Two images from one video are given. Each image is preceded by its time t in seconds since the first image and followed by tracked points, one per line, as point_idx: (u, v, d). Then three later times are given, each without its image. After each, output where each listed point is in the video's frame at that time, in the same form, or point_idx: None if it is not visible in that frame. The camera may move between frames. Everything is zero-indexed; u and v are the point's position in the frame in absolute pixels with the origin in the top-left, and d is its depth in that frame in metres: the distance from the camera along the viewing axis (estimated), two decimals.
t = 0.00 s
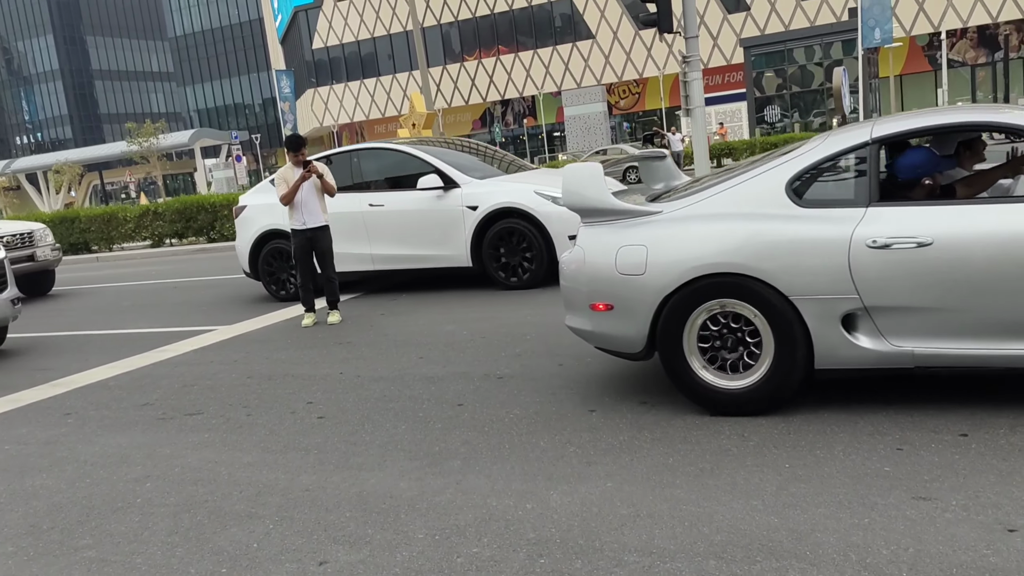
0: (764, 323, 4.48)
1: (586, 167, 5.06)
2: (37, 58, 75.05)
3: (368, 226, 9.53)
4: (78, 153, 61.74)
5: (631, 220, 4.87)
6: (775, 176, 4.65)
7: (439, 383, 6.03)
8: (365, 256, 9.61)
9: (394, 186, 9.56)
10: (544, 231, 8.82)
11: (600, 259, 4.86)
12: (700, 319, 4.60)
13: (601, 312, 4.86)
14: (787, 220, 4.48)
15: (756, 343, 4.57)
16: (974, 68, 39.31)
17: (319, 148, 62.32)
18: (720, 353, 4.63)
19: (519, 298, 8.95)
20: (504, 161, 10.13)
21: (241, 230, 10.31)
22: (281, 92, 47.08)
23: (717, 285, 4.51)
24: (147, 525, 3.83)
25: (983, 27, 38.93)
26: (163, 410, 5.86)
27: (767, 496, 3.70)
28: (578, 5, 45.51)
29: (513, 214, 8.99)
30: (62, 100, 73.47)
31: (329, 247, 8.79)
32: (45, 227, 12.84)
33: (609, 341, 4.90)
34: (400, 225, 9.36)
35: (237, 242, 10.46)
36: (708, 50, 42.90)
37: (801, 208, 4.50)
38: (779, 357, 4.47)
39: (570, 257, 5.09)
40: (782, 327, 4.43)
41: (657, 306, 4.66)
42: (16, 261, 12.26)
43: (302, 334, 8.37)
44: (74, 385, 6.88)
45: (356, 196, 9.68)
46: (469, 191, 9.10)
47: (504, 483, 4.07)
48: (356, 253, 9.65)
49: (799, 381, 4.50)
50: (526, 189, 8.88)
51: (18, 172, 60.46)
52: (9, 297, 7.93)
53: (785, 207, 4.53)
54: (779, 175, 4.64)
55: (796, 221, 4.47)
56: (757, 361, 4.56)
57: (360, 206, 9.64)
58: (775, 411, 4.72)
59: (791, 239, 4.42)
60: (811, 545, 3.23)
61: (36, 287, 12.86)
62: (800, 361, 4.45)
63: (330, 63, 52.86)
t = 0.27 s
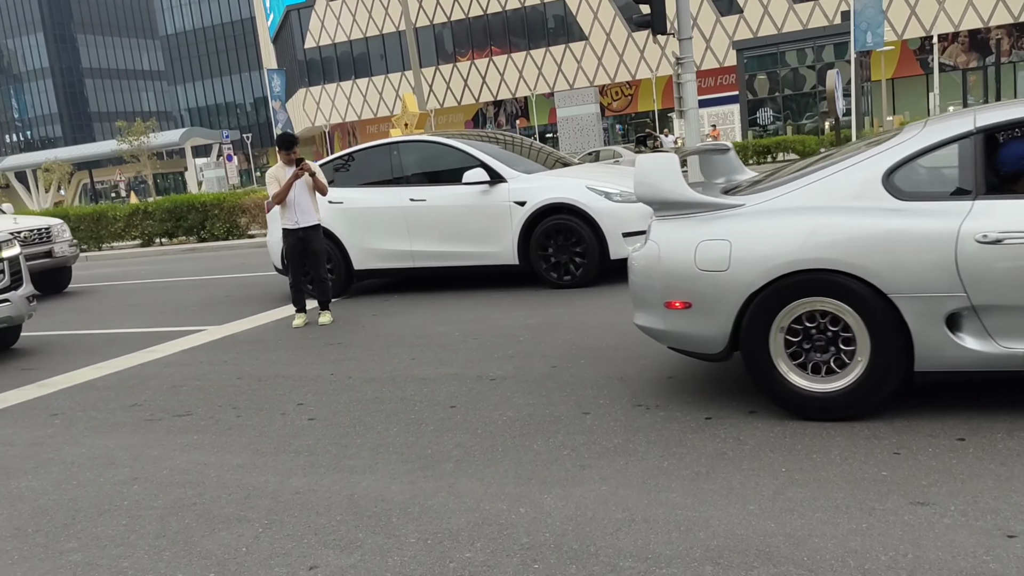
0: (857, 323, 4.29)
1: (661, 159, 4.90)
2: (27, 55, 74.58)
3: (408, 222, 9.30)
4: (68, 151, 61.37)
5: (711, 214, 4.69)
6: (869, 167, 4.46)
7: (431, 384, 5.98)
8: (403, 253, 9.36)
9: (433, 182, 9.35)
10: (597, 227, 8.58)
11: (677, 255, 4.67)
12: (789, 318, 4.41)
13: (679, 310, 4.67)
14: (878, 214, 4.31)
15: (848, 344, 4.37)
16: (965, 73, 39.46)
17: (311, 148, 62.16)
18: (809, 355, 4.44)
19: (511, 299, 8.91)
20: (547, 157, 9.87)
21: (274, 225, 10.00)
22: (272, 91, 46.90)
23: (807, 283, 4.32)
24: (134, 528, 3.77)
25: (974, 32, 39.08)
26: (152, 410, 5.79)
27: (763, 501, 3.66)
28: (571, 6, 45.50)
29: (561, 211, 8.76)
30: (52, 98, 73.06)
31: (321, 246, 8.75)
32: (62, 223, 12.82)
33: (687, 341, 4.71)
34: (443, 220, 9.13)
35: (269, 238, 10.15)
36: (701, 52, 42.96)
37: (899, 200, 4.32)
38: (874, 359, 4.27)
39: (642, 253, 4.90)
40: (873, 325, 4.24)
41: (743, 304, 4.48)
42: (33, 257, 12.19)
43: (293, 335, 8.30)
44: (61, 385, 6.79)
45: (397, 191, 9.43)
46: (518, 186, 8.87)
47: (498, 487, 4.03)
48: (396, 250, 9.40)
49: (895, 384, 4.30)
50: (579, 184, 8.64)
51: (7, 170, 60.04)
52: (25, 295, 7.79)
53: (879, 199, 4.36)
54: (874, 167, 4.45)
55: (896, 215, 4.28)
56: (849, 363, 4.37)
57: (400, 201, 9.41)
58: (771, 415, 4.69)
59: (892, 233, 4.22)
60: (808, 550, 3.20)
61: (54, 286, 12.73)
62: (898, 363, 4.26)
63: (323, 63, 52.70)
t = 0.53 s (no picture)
0: (968, 324, 4.07)
1: (750, 151, 4.78)
2: (26, 56, 74.51)
3: (455, 219, 9.07)
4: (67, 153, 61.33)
5: (804, 208, 4.51)
6: (978, 158, 4.23)
7: (429, 387, 5.95)
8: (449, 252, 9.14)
9: (477, 177, 9.11)
10: (654, 224, 8.34)
11: (769, 251, 4.50)
12: (893, 318, 4.21)
13: (769, 309, 4.53)
14: (985, 208, 4.08)
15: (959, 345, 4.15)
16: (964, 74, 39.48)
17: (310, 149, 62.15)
18: (916, 357, 4.23)
19: (510, 302, 8.88)
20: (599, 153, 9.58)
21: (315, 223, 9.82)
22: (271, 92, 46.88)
23: (912, 281, 4.11)
24: (128, 533, 3.73)
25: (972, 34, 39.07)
26: (148, 413, 5.76)
27: (763, 506, 3.63)
28: (570, 8, 45.49)
29: (614, 208, 8.52)
30: (52, 100, 73.07)
31: (320, 248, 8.73)
32: (90, 223, 12.76)
33: (780, 341, 4.56)
34: (492, 217, 8.89)
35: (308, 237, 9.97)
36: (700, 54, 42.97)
37: (1014, 193, 4.08)
38: (989, 361, 4.05)
39: (728, 248, 4.73)
40: (984, 327, 4.02)
41: (842, 304, 4.30)
42: (63, 256, 12.14)
43: (289, 337, 8.27)
44: (57, 388, 6.75)
45: (442, 188, 9.21)
46: (571, 181, 8.60)
47: (495, 491, 3.99)
48: (441, 248, 9.20)
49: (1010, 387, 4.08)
50: (635, 180, 8.40)
51: (6, 172, 60.04)
52: (53, 294, 7.71)
53: (990, 190, 4.13)
54: (985, 157, 4.21)
55: (1009, 208, 4.04)
56: (960, 364, 4.15)
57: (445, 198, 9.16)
58: (771, 419, 4.66)
59: (1007, 229, 3.98)
60: (807, 556, 3.17)
61: (81, 285, 12.69)
62: (1013, 365, 4.03)
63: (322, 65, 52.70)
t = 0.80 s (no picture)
0: None
1: (861, 144, 4.55)
2: (41, 63, 75.07)
3: (511, 220, 8.88)
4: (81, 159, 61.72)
5: (923, 205, 4.20)
6: None
7: (437, 394, 5.92)
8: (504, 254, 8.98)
9: (531, 176, 8.91)
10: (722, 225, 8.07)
11: (886, 251, 4.19)
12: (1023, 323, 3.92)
13: (883, 312, 4.24)
14: None
15: None
16: (978, 77, 39.29)
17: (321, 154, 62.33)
18: None
19: (519, 307, 8.84)
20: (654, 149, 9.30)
21: (364, 225, 9.71)
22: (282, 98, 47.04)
23: None
24: (132, 542, 3.71)
25: (986, 36, 38.79)
26: (155, 420, 5.75)
27: (773, 517, 3.57)
28: (581, 12, 45.44)
29: (678, 207, 8.26)
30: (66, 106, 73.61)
31: (329, 254, 8.71)
32: (130, 225, 12.72)
33: (895, 346, 4.27)
34: (550, 219, 8.69)
35: (356, 239, 9.85)
36: (711, 58, 42.87)
37: None
38: None
39: (836, 248, 4.42)
40: None
41: (966, 308, 4.01)
42: (106, 260, 12.10)
43: (298, 343, 8.25)
44: (65, 394, 6.76)
45: (494, 187, 9.03)
46: (632, 181, 8.35)
47: (502, 500, 3.95)
48: (495, 250, 9.04)
49: None
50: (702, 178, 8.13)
51: (21, 178, 60.50)
52: (95, 298, 7.58)
53: None
54: None
55: None
56: None
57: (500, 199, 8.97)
58: (782, 427, 4.59)
59: None
60: (818, 570, 3.11)
61: (122, 287, 12.74)
62: None
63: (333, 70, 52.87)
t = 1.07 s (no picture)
0: None
1: None
2: (94, 69, 76.93)
3: (597, 218, 8.70)
4: (131, 164, 63.12)
5: None
6: None
7: (474, 398, 5.90)
8: (589, 253, 8.81)
9: (616, 173, 8.72)
10: (826, 220, 7.74)
11: None
12: None
13: None
14: None
15: None
16: None
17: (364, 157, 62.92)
18: None
19: (558, 310, 8.79)
20: (743, 143, 9.02)
21: (441, 225, 9.59)
22: (326, 101, 47.56)
23: None
24: (171, 545, 3.75)
25: None
26: (197, 422, 5.82)
27: (816, 528, 3.48)
28: (623, 12, 45.22)
29: (777, 202, 7.97)
30: (118, 112, 75.48)
31: (369, 256, 8.76)
32: (206, 225, 12.74)
33: None
34: (637, 216, 8.50)
35: (432, 239, 9.73)
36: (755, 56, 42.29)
37: None
38: None
39: (995, 241, 4.15)
40: None
41: None
42: (183, 260, 12.16)
43: (338, 346, 8.30)
44: (111, 396, 6.88)
45: (578, 184, 8.86)
46: (726, 176, 8.10)
47: (539, 508, 3.91)
48: (580, 249, 8.86)
49: None
50: (803, 172, 7.85)
51: (74, 182, 62.07)
52: (172, 299, 7.60)
53: None
54: None
55: None
56: None
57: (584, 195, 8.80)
58: (825, 435, 4.49)
59: None
60: None
61: (195, 286, 12.94)
62: None
63: (376, 73, 53.34)
